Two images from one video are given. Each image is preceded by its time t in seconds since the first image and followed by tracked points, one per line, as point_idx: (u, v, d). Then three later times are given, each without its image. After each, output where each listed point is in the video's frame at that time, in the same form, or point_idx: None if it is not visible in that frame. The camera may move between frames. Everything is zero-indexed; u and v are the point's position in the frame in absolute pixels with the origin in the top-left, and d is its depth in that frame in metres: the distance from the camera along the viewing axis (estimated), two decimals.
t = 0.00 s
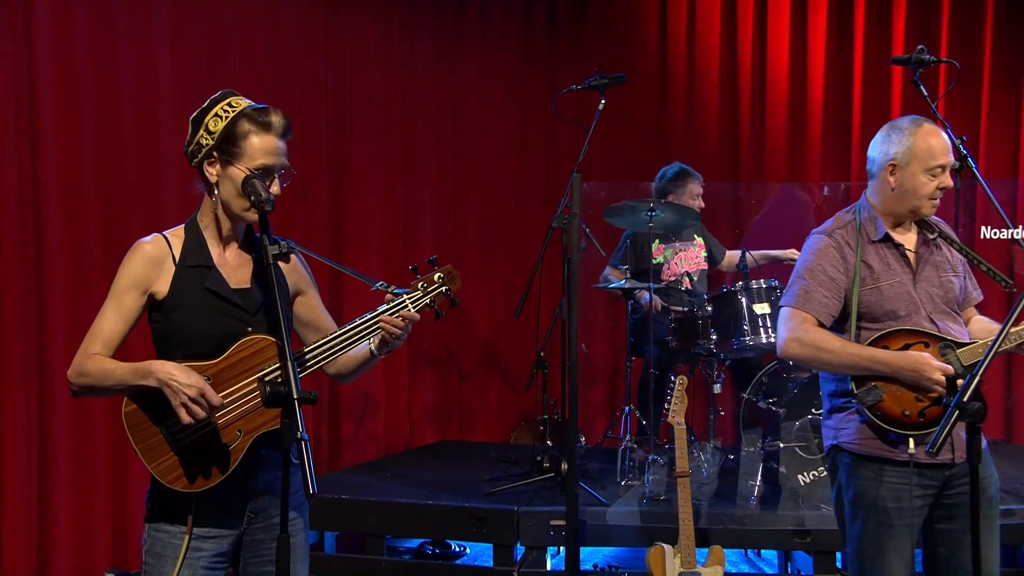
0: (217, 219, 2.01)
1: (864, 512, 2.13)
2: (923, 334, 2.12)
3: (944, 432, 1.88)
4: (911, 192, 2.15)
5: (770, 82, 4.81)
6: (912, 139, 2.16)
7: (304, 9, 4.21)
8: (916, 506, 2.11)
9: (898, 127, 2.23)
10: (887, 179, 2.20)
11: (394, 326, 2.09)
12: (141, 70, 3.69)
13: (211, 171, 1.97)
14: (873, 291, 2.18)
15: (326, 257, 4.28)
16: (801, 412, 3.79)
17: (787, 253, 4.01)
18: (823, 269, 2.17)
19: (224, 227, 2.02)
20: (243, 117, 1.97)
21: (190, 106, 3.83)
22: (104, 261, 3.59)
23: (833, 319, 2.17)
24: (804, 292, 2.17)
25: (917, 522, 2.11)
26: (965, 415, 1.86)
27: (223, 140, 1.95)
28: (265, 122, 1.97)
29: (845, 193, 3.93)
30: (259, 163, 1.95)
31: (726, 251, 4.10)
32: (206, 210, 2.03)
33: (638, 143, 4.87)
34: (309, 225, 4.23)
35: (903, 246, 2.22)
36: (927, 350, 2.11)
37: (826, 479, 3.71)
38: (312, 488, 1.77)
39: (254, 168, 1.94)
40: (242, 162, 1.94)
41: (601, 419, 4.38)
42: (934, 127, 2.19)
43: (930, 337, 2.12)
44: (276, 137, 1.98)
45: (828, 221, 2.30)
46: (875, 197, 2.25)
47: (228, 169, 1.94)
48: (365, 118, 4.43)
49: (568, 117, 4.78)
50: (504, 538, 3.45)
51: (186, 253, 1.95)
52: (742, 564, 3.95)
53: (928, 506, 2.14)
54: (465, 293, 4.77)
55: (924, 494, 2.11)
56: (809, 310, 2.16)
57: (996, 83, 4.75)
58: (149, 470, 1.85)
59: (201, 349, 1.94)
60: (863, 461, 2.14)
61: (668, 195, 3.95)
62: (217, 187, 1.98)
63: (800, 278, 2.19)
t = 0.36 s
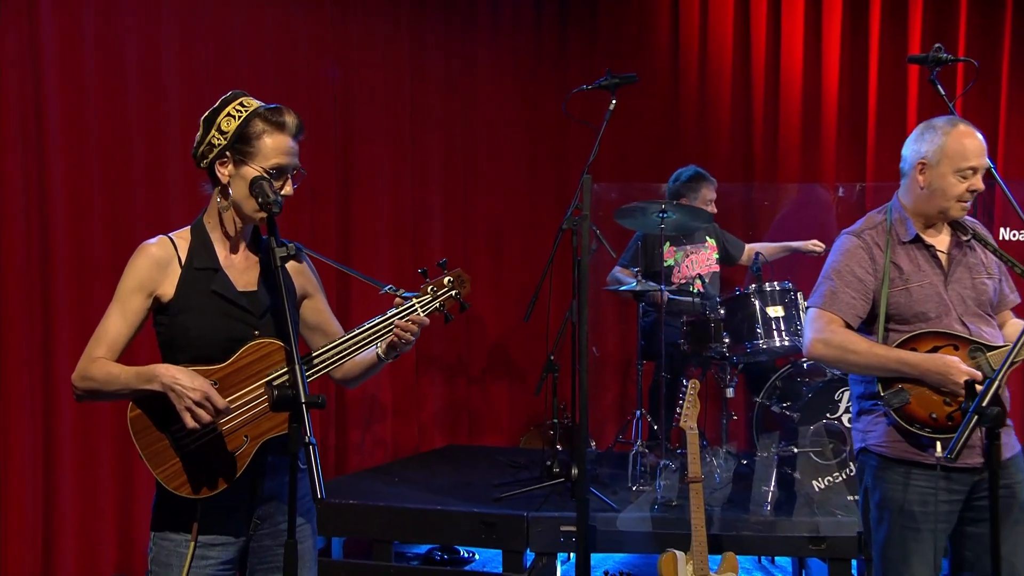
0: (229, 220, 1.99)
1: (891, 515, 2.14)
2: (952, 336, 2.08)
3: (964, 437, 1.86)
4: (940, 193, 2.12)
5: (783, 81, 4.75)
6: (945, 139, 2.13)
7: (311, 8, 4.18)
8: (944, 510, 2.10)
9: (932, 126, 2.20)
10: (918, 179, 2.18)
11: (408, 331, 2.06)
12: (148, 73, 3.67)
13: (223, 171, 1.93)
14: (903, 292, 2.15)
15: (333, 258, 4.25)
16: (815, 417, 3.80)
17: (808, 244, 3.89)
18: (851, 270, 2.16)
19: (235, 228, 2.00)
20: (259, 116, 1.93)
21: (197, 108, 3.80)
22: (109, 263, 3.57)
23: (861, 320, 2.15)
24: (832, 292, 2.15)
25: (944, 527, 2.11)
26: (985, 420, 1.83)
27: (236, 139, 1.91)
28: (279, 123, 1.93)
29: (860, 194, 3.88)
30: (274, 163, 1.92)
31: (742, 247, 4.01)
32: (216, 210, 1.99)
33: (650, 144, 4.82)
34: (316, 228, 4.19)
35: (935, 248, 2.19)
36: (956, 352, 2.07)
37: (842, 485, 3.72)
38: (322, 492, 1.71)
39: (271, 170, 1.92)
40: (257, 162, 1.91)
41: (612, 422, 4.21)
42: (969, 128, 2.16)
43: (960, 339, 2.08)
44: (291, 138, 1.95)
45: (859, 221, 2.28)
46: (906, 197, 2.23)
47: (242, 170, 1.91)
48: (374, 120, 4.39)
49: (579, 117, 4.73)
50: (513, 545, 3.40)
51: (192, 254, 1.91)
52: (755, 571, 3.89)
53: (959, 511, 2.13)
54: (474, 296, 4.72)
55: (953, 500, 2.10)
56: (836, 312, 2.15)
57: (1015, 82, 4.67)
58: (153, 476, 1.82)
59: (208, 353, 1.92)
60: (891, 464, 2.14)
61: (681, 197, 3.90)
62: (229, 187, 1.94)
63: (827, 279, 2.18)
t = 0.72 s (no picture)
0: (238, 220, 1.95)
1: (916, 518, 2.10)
2: (982, 338, 2.05)
3: (985, 440, 1.82)
4: (982, 193, 2.07)
5: (799, 79, 4.69)
6: (986, 138, 2.08)
7: (321, 7, 4.16)
8: (972, 515, 2.05)
9: (972, 125, 2.14)
10: (958, 179, 2.12)
11: (419, 331, 2.01)
12: (156, 75, 3.66)
13: (229, 170, 1.89)
14: (934, 293, 2.11)
15: (342, 259, 4.21)
16: (831, 421, 3.74)
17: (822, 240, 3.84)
18: (880, 269, 2.12)
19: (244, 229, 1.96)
20: (264, 115, 1.90)
21: (205, 110, 3.80)
22: (116, 263, 3.58)
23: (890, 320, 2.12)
24: (861, 290, 2.13)
25: (973, 533, 2.06)
26: (1006, 425, 1.79)
27: (241, 138, 1.87)
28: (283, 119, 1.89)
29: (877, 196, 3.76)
30: (279, 160, 1.87)
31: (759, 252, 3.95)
32: (224, 210, 1.95)
33: (662, 144, 4.77)
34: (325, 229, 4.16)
35: (973, 249, 2.14)
36: (985, 355, 2.04)
37: (859, 491, 3.67)
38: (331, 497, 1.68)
39: (276, 167, 1.87)
40: (262, 160, 1.87)
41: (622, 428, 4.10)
42: (1009, 125, 2.10)
43: (990, 342, 2.04)
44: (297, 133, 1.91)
45: (896, 221, 2.24)
46: (946, 197, 2.17)
47: (247, 168, 1.87)
48: (385, 120, 4.36)
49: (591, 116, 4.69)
50: (524, 550, 3.35)
51: (201, 255, 1.88)
52: None
53: (989, 517, 2.07)
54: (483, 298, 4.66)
55: (982, 504, 2.05)
56: (864, 311, 2.12)
57: None
58: (164, 478, 1.80)
59: (217, 354, 1.89)
60: (917, 467, 2.10)
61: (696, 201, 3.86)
62: (236, 186, 1.90)
63: (858, 277, 2.16)
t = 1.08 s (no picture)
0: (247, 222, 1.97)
1: (939, 523, 2.06)
2: (1009, 343, 2.00)
3: (1008, 445, 1.82)
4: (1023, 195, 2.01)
5: (814, 77, 4.62)
6: None
7: (330, 6, 4.13)
8: (997, 521, 2.00)
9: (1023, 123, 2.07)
10: (1001, 179, 2.06)
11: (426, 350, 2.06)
12: (161, 76, 3.66)
13: (225, 172, 1.98)
14: (966, 294, 2.08)
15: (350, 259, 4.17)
16: (849, 425, 3.70)
17: (842, 254, 3.77)
18: (910, 266, 2.10)
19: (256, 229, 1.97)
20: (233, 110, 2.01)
21: (210, 109, 3.79)
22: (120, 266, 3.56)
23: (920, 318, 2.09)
24: (891, 287, 2.10)
25: (998, 540, 2.00)
26: None
27: (220, 137, 1.98)
28: (243, 101, 1.98)
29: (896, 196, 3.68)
30: (248, 134, 1.94)
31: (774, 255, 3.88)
32: (237, 216, 1.99)
33: (675, 144, 4.70)
34: (332, 230, 4.13)
35: (1014, 251, 2.08)
36: (1010, 360, 1.99)
37: (878, 497, 3.54)
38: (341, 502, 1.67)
39: (247, 142, 1.93)
40: (235, 142, 1.94)
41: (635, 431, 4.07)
42: None
43: (1017, 347, 2.00)
44: (260, 108, 1.98)
45: (938, 218, 2.20)
46: (990, 198, 2.11)
47: (230, 159, 1.95)
48: (395, 120, 4.31)
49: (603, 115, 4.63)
50: (535, 556, 3.29)
51: (219, 255, 1.88)
52: None
53: (1015, 524, 2.01)
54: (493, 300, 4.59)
55: (1009, 511, 2.00)
56: (891, 307, 2.09)
57: None
58: (163, 482, 1.79)
59: (227, 358, 1.88)
60: (941, 472, 2.07)
61: (709, 199, 3.81)
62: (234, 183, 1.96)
63: (890, 274, 2.13)
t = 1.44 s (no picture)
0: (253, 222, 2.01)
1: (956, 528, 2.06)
2: None
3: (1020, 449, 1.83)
4: None
5: (833, 76, 4.57)
6: None
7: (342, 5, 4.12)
8: (1014, 526, 1.97)
9: None
10: None
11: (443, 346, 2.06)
12: (169, 83, 3.76)
13: (234, 169, 2.02)
14: (995, 294, 2.07)
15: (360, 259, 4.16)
16: (868, 429, 3.62)
17: (859, 253, 3.71)
18: (939, 265, 2.10)
19: (263, 230, 2.02)
20: (248, 107, 2.05)
21: (220, 112, 3.85)
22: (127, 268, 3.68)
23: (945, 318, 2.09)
24: (917, 285, 2.12)
25: (1018, 545, 1.97)
26: None
27: (232, 133, 2.02)
28: (258, 100, 2.02)
29: (917, 194, 3.59)
30: (258, 136, 1.98)
31: (791, 256, 3.81)
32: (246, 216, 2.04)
33: (690, 143, 4.61)
34: (341, 231, 4.10)
35: None
36: None
37: (898, 503, 3.51)
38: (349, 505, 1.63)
39: (256, 144, 1.97)
40: (245, 142, 1.98)
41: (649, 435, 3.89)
42: None
43: None
44: (274, 109, 2.02)
45: (977, 215, 2.18)
46: None
47: (239, 159, 1.99)
48: (406, 119, 4.27)
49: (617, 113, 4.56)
50: (547, 562, 3.23)
51: (229, 254, 1.92)
52: None
53: None
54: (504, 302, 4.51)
55: None
56: (916, 305, 2.11)
57: None
58: (176, 484, 1.83)
59: (237, 358, 1.92)
60: (956, 475, 2.08)
61: (726, 197, 3.74)
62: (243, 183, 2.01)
63: (919, 271, 2.14)
